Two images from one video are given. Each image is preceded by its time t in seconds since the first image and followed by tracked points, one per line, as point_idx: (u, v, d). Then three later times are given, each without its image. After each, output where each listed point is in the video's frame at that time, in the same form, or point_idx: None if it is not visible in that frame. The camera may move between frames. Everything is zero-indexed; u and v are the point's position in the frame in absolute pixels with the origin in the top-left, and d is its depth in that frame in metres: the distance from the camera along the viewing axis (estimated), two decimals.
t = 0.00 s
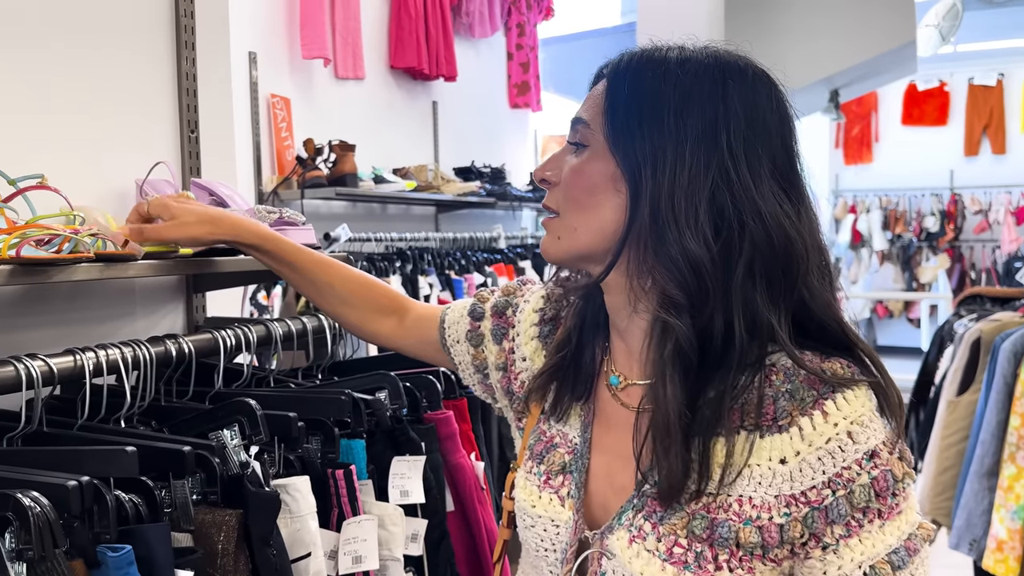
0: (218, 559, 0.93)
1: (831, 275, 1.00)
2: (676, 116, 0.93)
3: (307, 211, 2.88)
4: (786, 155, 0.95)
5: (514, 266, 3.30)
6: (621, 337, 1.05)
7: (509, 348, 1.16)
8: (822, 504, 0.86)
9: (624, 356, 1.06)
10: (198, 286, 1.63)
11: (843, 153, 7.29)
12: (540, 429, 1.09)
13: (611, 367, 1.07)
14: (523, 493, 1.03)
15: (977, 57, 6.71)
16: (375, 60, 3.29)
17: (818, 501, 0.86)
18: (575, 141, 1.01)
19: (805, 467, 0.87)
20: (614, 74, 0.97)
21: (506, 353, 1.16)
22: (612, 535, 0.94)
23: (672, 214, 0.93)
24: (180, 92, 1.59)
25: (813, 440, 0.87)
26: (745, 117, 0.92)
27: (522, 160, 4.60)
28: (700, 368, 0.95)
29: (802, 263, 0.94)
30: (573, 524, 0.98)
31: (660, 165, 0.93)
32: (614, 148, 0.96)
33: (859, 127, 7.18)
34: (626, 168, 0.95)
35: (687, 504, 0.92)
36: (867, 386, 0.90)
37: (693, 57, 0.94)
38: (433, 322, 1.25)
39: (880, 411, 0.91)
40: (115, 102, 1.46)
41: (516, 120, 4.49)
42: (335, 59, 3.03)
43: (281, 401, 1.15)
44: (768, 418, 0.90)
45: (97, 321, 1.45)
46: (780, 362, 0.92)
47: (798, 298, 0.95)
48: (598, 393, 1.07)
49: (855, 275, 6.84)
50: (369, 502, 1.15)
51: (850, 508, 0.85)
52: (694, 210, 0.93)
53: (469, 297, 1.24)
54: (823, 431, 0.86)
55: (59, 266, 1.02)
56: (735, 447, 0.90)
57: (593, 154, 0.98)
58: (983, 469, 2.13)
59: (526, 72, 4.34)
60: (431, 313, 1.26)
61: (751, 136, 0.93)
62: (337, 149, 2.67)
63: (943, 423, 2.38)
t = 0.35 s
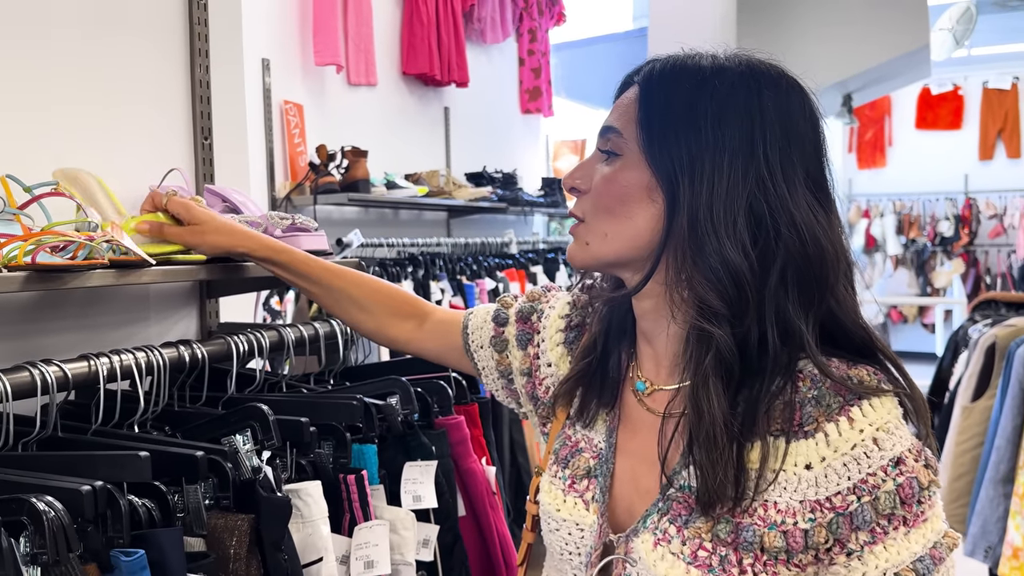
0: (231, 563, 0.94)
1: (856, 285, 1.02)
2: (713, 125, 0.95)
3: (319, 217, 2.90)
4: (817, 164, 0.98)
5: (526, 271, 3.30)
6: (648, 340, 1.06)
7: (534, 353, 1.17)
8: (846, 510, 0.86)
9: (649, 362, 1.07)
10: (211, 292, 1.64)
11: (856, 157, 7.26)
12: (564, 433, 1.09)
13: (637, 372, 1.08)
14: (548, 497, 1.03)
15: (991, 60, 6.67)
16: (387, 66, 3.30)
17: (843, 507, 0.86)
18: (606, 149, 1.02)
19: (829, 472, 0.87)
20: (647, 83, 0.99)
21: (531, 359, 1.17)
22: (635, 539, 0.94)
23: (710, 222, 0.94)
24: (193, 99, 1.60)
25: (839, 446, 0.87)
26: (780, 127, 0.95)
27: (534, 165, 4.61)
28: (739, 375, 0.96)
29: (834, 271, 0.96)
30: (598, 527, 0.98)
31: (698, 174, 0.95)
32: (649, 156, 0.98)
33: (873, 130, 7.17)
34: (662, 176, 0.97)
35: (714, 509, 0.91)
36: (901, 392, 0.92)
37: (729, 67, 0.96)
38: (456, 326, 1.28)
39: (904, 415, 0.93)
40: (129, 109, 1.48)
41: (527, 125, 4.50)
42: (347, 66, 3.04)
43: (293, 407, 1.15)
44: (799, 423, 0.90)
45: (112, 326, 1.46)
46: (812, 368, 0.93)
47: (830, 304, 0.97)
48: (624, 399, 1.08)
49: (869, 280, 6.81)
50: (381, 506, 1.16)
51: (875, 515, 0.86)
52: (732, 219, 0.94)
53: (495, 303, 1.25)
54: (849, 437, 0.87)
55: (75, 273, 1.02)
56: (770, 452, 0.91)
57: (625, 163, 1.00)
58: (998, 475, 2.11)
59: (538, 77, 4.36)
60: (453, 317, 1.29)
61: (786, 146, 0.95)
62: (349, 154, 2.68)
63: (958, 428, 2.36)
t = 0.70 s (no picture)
0: (237, 566, 0.93)
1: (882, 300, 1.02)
2: (757, 135, 0.95)
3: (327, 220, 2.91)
4: (853, 177, 0.99)
5: (533, 274, 3.31)
6: (676, 346, 1.07)
7: (558, 356, 1.18)
8: (869, 510, 0.86)
9: (677, 363, 1.07)
10: (219, 296, 1.65)
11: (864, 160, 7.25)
12: (582, 432, 1.09)
13: (662, 372, 1.08)
14: (566, 494, 1.03)
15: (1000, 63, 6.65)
16: (394, 70, 3.31)
17: (866, 507, 0.86)
18: (645, 148, 1.02)
19: (853, 473, 0.87)
20: (695, 89, 0.99)
21: (555, 361, 1.18)
22: (658, 534, 0.94)
23: (749, 230, 0.94)
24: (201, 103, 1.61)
25: (863, 447, 0.87)
26: (821, 139, 0.95)
27: (541, 169, 4.61)
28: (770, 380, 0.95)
29: (867, 284, 0.97)
30: (619, 523, 0.98)
31: (739, 184, 0.95)
32: (692, 160, 0.97)
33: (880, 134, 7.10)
34: (701, 183, 0.97)
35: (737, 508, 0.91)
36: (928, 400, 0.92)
37: (777, 76, 0.96)
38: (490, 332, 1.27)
39: (927, 420, 0.92)
40: (138, 114, 1.49)
41: (534, 129, 4.50)
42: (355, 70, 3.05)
43: (299, 410, 1.16)
44: (824, 424, 0.90)
45: (121, 329, 1.47)
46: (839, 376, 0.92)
47: (858, 315, 0.98)
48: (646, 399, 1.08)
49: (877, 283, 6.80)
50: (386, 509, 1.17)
51: (898, 515, 0.85)
52: (770, 228, 0.95)
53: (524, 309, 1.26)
54: (874, 438, 0.86)
55: (84, 276, 1.03)
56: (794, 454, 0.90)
57: (666, 164, 0.99)
58: (1007, 479, 2.10)
59: (545, 81, 4.37)
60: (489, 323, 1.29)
61: (827, 160, 0.96)
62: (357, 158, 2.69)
63: (967, 432, 2.36)
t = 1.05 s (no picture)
0: (242, 565, 0.93)
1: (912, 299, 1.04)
2: (808, 133, 0.95)
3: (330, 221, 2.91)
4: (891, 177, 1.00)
5: (536, 275, 3.30)
6: (707, 341, 1.05)
7: (577, 356, 1.16)
8: (899, 509, 0.86)
9: (706, 359, 1.06)
10: (223, 296, 1.65)
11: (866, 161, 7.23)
12: (603, 430, 1.08)
13: (690, 369, 1.07)
14: (586, 492, 1.02)
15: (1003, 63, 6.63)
16: (398, 71, 3.31)
17: (896, 506, 0.86)
18: (691, 148, 0.99)
19: (884, 472, 0.87)
20: (741, 91, 0.98)
21: (574, 362, 1.16)
22: (687, 531, 0.94)
23: (806, 226, 0.93)
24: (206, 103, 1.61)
25: (894, 446, 0.87)
26: (867, 141, 0.96)
27: (544, 169, 4.61)
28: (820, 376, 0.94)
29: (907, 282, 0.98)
30: (643, 521, 0.97)
31: (794, 182, 0.94)
32: (745, 160, 0.96)
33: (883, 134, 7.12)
34: (752, 181, 0.96)
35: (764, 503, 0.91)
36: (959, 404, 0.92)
37: (823, 78, 0.97)
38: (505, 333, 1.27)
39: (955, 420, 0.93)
40: (142, 113, 1.49)
41: (537, 131, 4.50)
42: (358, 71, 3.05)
43: (305, 411, 1.15)
44: (855, 423, 0.90)
45: (125, 329, 1.47)
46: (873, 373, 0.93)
47: (899, 312, 0.98)
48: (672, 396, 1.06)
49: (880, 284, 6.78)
50: (392, 509, 1.16)
51: (927, 514, 0.86)
52: (824, 225, 0.94)
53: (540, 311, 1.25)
54: (906, 438, 0.87)
55: (88, 276, 1.03)
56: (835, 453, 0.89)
57: (720, 166, 0.97)
58: (1011, 480, 2.09)
59: (548, 82, 4.36)
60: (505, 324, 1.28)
61: (872, 159, 0.97)
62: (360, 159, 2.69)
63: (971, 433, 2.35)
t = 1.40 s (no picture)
0: (241, 565, 0.93)
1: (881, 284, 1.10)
2: (823, 138, 0.95)
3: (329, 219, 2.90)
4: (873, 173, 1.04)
5: (535, 273, 3.30)
6: (710, 339, 1.04)
7: (580, 364, 1.13)
8: (898, 495, 0.87)
9: (706, 355, 1.05)
10: (221, 294, 1.64)
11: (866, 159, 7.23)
12: (605, 427, 1.06)
13: (690, 365, 1.06)
14: (589, 487, 1.01)
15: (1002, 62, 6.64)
16: (397, 69, 3.31)
17: (895, 491, 0.87)
18: (706, 163, 0.95)
19: (883, 459, 0.88)
20: (753, 96, 0.96)
21: (578, 370, 1.13)
22: (690, 520, 0.93)
23: (825, 232, 0.94)
24: (204, 100, 1.61)
25: (893, 433, 0.88)
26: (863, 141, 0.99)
27: (543, 167, 4.61)
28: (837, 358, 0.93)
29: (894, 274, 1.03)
30: (648, 512, 0.96)
31: (816, 185, 0.95)
32: (767, 169, 0.94)
33: (883, 133, 7.13)
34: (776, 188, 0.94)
35: (766, 489, 0.91)
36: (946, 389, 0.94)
37: (828, 81, 0.97)
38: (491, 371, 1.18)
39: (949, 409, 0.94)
40: (140, 111, 1.48)
41: (537, 129, 4.50)
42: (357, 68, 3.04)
43: (304, 409, 1.14)
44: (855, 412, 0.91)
45: (123, 327, 1.46)
46: (874, 359, 0.95)
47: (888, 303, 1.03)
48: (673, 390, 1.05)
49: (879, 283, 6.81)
50: (389, 509, 1.15)
51: (926, 500, 0.87)
52: (842, 231, 0.95)
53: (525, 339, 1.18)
54: (905, 423, 0.88)
55: (86, 273, 1.02)
56: (863, 436, 0.89)
57: (736, 182, 0.94)
58: (1011, 479, 2.09)
59: (547, 80, 4.36)
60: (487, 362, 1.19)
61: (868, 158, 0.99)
62: (359, 157, 2.68)
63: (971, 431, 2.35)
